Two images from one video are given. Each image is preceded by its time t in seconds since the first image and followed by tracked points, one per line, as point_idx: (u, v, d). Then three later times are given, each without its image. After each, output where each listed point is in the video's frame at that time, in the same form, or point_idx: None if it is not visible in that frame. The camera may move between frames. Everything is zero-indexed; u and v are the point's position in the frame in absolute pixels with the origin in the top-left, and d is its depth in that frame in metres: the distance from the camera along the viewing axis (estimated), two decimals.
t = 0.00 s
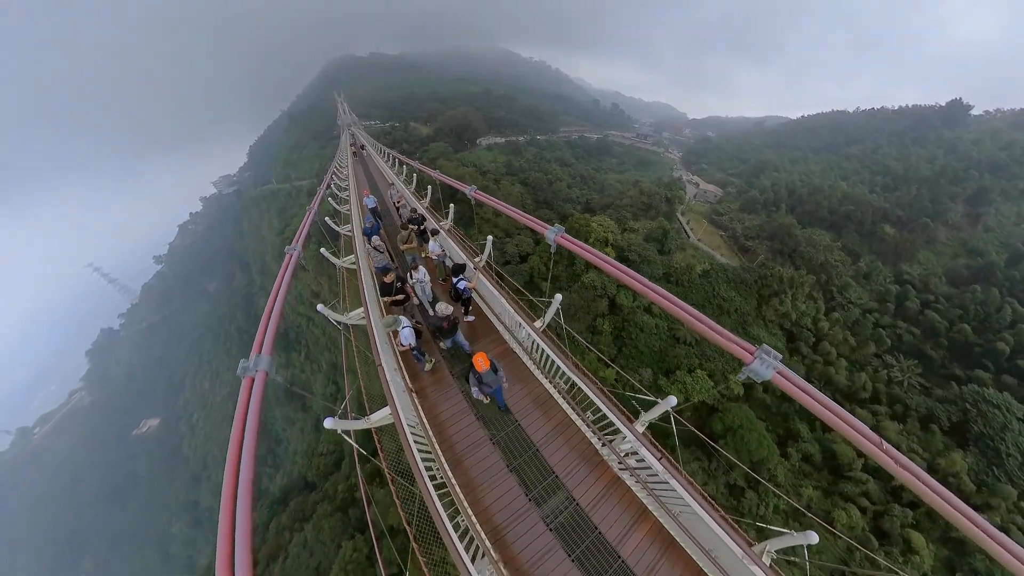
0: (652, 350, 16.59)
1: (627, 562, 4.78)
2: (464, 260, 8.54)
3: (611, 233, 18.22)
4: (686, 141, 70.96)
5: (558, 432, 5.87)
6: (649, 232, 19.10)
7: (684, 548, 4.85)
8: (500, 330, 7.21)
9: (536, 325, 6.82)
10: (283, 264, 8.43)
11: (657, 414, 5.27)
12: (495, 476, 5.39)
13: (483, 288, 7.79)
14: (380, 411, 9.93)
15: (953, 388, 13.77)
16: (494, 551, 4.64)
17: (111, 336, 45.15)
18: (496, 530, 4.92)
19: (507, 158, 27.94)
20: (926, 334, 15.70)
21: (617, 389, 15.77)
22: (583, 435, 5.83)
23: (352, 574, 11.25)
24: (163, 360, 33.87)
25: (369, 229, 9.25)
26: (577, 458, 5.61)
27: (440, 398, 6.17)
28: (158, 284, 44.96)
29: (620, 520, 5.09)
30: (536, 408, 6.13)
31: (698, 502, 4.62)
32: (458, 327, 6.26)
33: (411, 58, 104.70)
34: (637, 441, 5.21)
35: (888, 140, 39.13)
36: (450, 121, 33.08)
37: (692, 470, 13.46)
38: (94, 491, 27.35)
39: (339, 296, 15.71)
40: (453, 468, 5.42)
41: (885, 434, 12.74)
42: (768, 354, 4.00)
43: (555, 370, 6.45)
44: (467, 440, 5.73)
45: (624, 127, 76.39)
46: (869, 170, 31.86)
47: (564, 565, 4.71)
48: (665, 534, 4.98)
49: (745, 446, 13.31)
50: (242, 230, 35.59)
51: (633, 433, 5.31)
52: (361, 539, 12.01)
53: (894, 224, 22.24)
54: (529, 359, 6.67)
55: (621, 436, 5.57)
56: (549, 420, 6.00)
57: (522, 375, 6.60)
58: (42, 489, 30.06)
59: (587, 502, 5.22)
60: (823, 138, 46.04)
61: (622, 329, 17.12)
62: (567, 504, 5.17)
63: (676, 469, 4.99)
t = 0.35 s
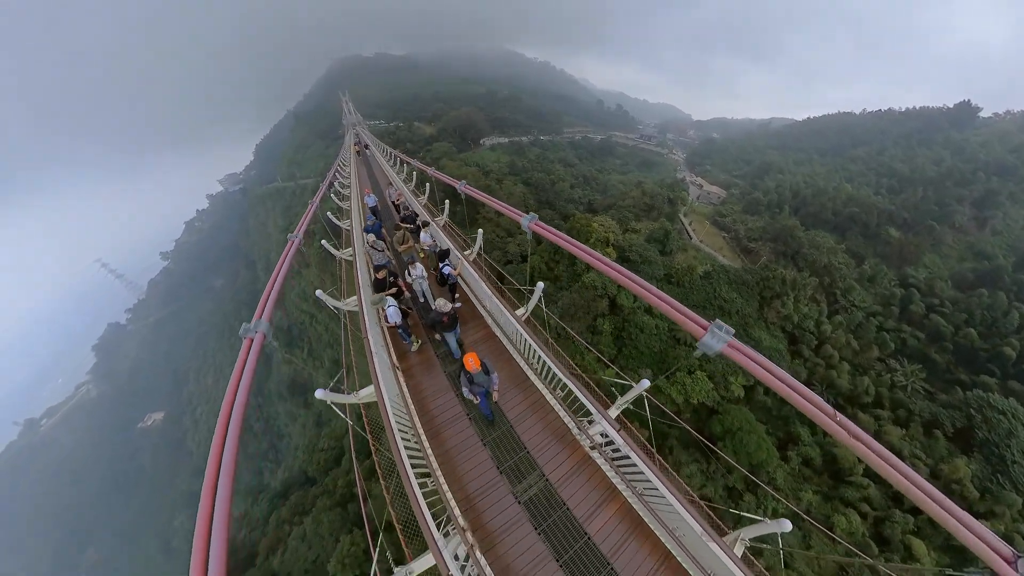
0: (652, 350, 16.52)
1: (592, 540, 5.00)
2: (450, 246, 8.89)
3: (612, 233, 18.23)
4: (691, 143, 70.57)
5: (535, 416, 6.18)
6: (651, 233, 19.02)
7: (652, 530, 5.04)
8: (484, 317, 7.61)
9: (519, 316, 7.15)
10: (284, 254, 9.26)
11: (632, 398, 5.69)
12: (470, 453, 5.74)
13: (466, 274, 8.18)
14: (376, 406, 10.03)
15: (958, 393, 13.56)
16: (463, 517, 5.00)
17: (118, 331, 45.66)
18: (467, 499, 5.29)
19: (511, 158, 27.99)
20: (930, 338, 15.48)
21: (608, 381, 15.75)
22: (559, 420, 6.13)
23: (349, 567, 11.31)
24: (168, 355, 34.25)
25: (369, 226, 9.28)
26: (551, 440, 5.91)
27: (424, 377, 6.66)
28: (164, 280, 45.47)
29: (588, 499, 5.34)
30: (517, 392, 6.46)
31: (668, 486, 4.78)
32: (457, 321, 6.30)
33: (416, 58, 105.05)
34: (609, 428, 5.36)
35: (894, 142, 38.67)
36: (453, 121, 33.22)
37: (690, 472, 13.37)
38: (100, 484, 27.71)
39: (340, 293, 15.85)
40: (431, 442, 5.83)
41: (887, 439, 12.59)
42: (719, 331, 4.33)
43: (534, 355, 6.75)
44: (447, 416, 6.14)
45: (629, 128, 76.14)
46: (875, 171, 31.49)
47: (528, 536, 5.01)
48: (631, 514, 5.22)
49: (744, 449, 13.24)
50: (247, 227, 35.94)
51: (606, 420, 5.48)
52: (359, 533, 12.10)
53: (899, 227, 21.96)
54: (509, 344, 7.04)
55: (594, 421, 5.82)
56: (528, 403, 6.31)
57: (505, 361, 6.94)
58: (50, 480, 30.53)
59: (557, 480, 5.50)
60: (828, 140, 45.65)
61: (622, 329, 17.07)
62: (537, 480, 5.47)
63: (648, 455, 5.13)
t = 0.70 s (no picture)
0: (651, 350, 16.48)
1: (558, 507, 5.25)
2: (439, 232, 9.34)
3: (612, 232, 18.26)
4: (694, 143, 70.31)
5: (510, 390, 6.50)
6: (652, 233, 18.98)
7: (616, 499, 5.25)
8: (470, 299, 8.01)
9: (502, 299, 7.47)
10: (282, 239, 9.55)
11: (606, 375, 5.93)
12: (446, 421, 6.12)
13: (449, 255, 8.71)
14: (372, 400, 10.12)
15: (960, 397, 13.39)
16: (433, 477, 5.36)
17: (123, 326, 46.16)
18: (441, 462, 5.65)
19: (513, 157, 28.07)
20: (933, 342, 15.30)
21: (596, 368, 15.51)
22: (534, 394, 6.43)
23: (346, 560, 11.42)
24: (173, 350, 34.62)
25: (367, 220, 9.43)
26: (524, 411, 6.23)
27: (409, 352, 7.12)
28: (170, 276, 45.92)
29: (556, 468, 5.61)
30: (495, 368, 6.81)
31: (636, 462, 5.04)
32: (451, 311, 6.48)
33: (420, 57, 105.40)
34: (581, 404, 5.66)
35: (899, 144, 38.33)
36: (456, 121, 33.39)
37: (687, 472, 13.32)
38: (105, 476, 28.09)
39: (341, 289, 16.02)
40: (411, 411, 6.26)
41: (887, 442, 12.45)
42: (665, 288, 4.80)
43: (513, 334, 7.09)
44: (427, 389, 6.55)
45: (632, 128, 75.95)
46: (880, 173, 31.22)
47: (496, 499, 5.32)
48: (596, 482, 5.46)
49: (741, 449, 13.18)
50: (252, 224, 36.29)
51: (577, 396, 5.72)
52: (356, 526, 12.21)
53: (902, 229, 21.77)
54: (491, 323, 7.43)
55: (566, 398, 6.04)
56: (504, 378, 6.66)
57: (485, 338, 7.34)
58: (56, 471, 31.01)
59: (528, 450, 5.78)
60: (832, 141, 45.32)
61: (621, 328, 17.04)
62: (508, 449, 5.78)
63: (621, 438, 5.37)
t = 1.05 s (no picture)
0: (650, 348, 16.47)
1: (525, 463, 5.74)
2: (435, 226, 9.72)
3: (613, 231, 18.30)
4: (698, 144, 69.95)
5: (489, 359, 7.03)
6: (653, 232, 18.95)
7: (581, 460, 5.71)
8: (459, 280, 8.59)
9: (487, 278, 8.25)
10: (282, 233, 9.72)
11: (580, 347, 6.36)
12: (428, 387, 6.66)
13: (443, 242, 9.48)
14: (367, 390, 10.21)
15: (962, 401, 13.21)
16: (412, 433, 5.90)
17: (130, 320, 46.70)
18: (420, 421, 6.21)
19: (516, 156, 28.12)
20: (936, 344, 15.13)
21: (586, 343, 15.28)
22: (511, 363, 6.92)
23: (343, 551, 11.59)
24: (178, 344, 35.06)
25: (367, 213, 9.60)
26: (501, 379, 6.73)
27: (400, 325, 7.79)
28: (176, 271, 46.41)
29: (525, 429, 6.11)
30: (477, 342, 7.33)
31: (604, 430, 5.38)
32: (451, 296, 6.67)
33: (425, 56, 105.72)
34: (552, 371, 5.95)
35: (906, 145, 37.95)
36: (460, 120, 33.52)
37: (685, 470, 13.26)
38: (111, 468, 28.56)
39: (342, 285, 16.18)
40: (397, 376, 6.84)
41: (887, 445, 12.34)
42: (609, 244, 5.63)
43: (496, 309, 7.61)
44: (413, 357, 7.14)
45: (637, 128, 75.66)
46: (885, 174, 30.90)
47: (469, 457, 5.81)
48: (563, 446, 5.92)
49: (739, 448, 13.15)
50: (257, 220, 36.62)
51: (551, 365, 6.08)
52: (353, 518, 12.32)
53: (907, 230, 21.57)
54: (475, 299, 8.00)
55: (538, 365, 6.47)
56: (485, 350, 7.17)
57: (470, 313, 7.90)
58: (64, 462, 31.49)
59: (500, 412, 6.30)
60: (838, 142, 44.95)
61: (620, 327, 17.03)
62: (484, 414, 6.27)
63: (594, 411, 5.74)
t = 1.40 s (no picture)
0: (650, 349, 16.49)
1: (511, 433, 5.87)
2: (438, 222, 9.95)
3: (615, 231, 18.33)
4: (702, 145, 69.68)
5: (482, 338, 7.19)
6: (655, 233, 18.93)
7: (565, 432, 5.81)
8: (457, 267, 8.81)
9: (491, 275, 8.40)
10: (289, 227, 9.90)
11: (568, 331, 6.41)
12: (423, 363, 6.88)
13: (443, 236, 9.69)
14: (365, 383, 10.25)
15: (966, 406, 13.05)
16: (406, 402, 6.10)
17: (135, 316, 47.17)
18: (414, 393, 6.41)
19: (519, 156, 28.18)
20: (939, 349, 14.99)
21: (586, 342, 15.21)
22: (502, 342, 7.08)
23: (342, 544, 11.67)
24: (182, 340, 35.38)
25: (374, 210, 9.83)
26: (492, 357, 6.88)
27: (398, 308, 8.02)
28: (181, 268, 46.85)
29: (513, 402, 6.24)
30: (470, 324, 7.45)
31: (585, 401, 5.53)
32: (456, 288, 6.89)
33: (429, 56, 106.05)
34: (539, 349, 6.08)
35: (911, 147, 37.60)
36: (463, 119, 33.63)
37: (683, 470, 13.17)
38: (116, 461, 28.94)
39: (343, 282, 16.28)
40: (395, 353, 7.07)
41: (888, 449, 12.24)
42: (583, 223, 6.19)
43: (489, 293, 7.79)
44: (410, 337, 7.36)
45: (641, 129, 75.46)
46: (890, 176, 30.65)
47: (459, 427, 5.96)
48: (548, 421, 6.00)
49: (738, 449, 13.15)
50: (262, 218, 36.93)
51: (540, 347, 6.18)
52: (352, 513, 12.38)
53: (911, 233, 21.42)
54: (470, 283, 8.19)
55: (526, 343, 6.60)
56: (477, 332, 7.29)
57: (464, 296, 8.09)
58: (70, 455, 31.86)
59: (490, 386, 6.45)
60: (843, 144, 44.60)
61: (621, 327, 17.02)
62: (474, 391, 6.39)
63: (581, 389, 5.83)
